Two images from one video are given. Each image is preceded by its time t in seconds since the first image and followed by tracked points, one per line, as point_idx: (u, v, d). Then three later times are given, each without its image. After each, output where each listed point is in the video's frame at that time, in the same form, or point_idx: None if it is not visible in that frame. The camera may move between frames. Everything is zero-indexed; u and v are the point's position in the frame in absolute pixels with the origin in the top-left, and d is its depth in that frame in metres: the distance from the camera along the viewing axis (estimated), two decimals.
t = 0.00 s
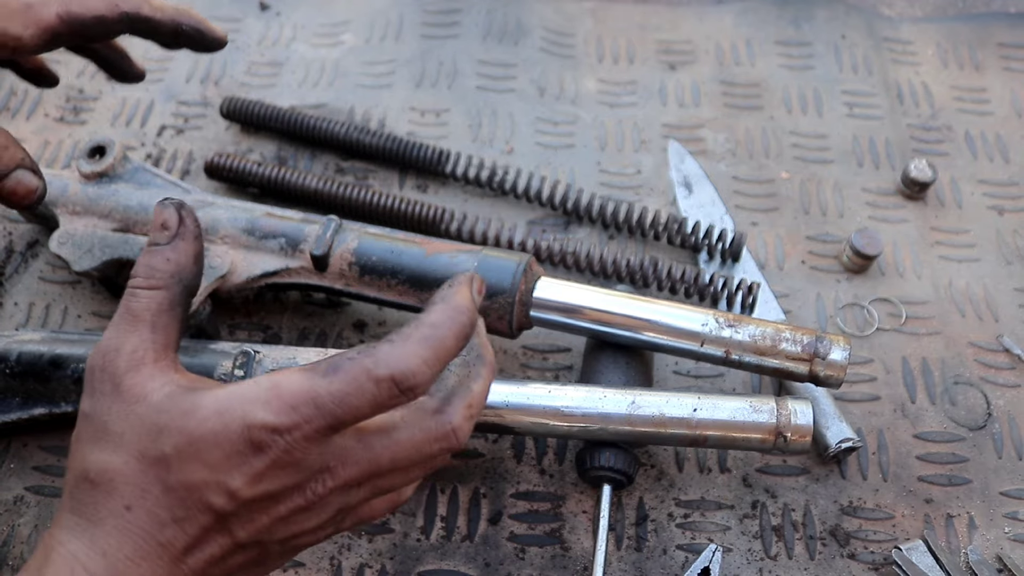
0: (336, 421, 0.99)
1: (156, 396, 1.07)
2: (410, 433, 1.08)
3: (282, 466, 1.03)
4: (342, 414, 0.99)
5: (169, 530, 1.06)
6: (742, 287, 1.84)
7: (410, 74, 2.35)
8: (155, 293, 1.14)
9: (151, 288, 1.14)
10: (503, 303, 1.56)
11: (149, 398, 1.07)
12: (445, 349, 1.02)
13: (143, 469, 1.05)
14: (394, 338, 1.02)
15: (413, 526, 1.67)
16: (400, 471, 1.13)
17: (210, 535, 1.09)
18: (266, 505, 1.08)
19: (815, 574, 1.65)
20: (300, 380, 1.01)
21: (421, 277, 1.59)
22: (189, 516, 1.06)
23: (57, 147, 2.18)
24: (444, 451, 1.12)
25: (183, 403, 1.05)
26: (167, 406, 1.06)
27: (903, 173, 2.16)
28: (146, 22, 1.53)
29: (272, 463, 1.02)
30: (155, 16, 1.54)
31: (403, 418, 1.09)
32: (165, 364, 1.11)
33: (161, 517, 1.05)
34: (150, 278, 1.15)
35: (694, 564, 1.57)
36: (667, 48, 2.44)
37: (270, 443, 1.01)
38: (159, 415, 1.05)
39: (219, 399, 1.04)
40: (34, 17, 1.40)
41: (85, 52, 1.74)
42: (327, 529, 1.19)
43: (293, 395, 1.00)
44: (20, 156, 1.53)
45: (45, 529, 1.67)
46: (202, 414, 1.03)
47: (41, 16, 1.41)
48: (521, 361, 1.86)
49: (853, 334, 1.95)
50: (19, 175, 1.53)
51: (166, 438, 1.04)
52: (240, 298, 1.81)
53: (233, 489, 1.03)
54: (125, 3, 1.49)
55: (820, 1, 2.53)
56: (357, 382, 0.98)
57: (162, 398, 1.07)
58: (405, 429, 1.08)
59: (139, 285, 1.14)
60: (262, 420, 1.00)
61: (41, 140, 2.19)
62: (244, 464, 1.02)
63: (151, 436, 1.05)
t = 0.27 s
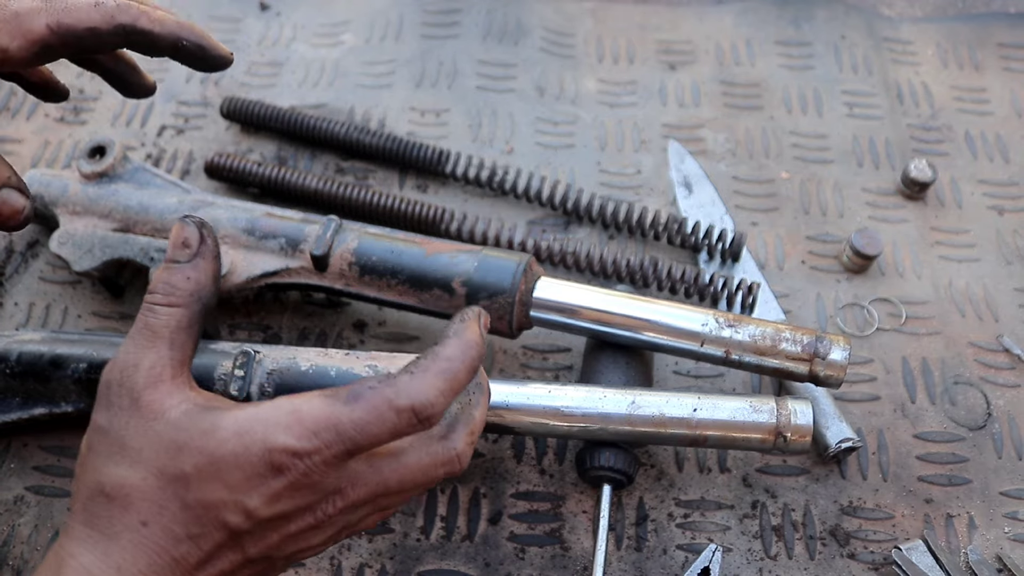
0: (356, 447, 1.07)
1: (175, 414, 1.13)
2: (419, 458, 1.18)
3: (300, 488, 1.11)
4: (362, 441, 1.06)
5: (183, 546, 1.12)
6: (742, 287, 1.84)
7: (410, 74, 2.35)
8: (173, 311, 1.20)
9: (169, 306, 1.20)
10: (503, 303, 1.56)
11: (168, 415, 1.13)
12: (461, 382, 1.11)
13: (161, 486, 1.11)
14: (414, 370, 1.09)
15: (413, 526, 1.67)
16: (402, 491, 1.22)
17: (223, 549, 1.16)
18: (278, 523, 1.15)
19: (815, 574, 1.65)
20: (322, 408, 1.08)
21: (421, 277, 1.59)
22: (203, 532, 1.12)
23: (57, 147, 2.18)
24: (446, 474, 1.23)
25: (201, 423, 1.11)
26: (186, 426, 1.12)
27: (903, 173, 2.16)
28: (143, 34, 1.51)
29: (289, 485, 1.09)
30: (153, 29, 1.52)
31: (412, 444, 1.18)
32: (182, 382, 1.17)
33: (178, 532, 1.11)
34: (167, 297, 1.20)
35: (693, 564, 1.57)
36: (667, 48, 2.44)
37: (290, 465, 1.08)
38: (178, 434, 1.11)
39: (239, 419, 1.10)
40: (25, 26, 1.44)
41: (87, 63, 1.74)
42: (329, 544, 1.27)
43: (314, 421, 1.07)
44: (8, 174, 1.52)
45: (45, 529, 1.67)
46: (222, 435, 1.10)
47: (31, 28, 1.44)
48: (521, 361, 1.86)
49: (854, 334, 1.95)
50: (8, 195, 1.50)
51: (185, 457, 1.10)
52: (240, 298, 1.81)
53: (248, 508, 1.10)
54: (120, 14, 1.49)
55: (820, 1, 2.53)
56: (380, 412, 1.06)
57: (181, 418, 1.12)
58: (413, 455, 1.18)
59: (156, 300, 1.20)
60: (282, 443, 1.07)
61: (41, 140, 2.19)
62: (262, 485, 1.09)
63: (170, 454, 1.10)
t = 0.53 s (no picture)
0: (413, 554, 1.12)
1: (259, 484, 1.07)
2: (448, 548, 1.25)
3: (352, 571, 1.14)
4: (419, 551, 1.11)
5: None
6: (742, 287, 1.84)
7: (410, 74, 2.35)
8: (289, 383, 1.06)
9: (285, 376, 1.06)
10: (503, 303, 1.56)
11: (252, 485, 1.07)
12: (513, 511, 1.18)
13: (230, 552, 1.07)
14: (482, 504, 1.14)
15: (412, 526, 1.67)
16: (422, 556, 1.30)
17: None
18: None
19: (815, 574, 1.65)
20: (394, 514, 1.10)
21: (421, 278, 1.59)
22: None
23: (57, 147, 2.18)
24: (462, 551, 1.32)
25: (282, 501, 1.08)
26: (265, 500, 1.07)
27: (903, 173, 2.16)
28: (138, 42, 1.51)
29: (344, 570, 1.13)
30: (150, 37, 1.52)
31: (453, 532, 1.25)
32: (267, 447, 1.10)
33: None
34: (287, 366, 1.05)
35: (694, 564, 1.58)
36: (667, 48, 2.44)
37: (353, 557, 1.10)
38: (258, 510, 1.06)
39: (320, 506, 1.09)
40: (23, 28, 1.44)
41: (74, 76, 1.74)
42: None
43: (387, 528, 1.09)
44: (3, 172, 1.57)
45: (45, 529, 1.67)
46: (300, 519, 1.08)
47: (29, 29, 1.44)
48: (521, 361, 1.85)
49: (853, 334, 1.95)
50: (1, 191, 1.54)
51: (262, 533, 1.07)
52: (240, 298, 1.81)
53: None
54: (118, 20, 1.49)
55: (820, 1, 2.53)
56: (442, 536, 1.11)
57: (265, 488, 1.07)
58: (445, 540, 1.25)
59: (270, 368, 1.05)
60: (356, 540, 1.09)
61: (41, 140, 2.19)
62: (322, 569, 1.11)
63: (248, 527, 1.06)
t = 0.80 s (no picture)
0: (321, 435, 0.92)
1: (133, 400, 0.97)
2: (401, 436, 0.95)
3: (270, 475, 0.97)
4: (332, 434, 0.92)
5: (147, 548, 0.98)
6: (742, 288, 1.84)
7: (410, 73, 2.35)
8: (146, 289, 1.00)
9: (141, 282, 1.00)
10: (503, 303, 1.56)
11: (124, 401, 0.97)
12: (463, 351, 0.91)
13: (116, 480, 0.96)
14: (394, 346, 0.90)
15: (413, 526, 1.67)
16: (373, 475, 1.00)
17: (197, 550, 1.03)
18: (254, 516, 1.02)
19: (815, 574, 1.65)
20: (283, 397, 0.92)
21: (421, 277, 1.59)
22: (173, 532, 0.98)
23: (56, 147, 2.17)
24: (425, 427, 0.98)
25: (158, 406, 0.96)
26: (141, 410, 0.96)
27: (903, 173, 2.16)
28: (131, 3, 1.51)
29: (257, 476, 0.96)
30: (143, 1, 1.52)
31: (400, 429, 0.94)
32: (149, 365, 1.00)
33: (139, 532, 0.97)
34: (144, 271, 1.00)
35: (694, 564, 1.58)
36: (667, 47, 2.44)
37: (247, 455, 0.94)
38: (133, 422, 0.95)
39: (194, 404, 0.95)
40: None
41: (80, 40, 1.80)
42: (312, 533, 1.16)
43: (279, 409, 0.91)
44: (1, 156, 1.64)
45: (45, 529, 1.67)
46: (176, 423, 0.94)
47: None
48: (521, 361, 1.85)
49: (854, 334, 1.95)
50: None
51: (139, 449, 0.95)
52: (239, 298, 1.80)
53: (215, 501, 0.97)
54: None
55: (820, 1, 2.53)
56: (344, 402, 0.90)
57: (142, 400, 0.97)
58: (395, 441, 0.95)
59: (129, 274, 1.00)
60: (240, 432, 0.92)
61: (41, 140, 2.19)
62: (222, 478, 0.95)
63: (123, 446, 0.95)
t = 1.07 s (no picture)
0: (409, 481, 1.07)
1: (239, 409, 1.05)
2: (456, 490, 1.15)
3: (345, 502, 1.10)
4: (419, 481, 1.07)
5: (215, 545, 1.06)
6: (741, 287, 1.85)
7: (411, 74, 2.35)
8: (265, 305, 1.08)
9: (260, 299, 1.08)
10: (503, 303, 1.57)
11: (230, 411, 1.05)
12: (519, 441, 1.12)
13: (212, 481, 1.03)
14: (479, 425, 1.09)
15: (413, 525, 1.68)
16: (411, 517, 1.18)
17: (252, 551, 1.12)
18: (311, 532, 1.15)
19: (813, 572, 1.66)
20: (389, 439, 1.06)
21: (421, 277, 1.60)
22: (242, 534, 1.07)
23: (59, 148, 2.18)
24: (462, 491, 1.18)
25: (263, 423, 1.05)
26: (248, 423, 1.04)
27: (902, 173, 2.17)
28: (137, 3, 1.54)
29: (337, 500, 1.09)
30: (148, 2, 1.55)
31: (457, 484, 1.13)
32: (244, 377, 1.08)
33: (216, 530, 1.05)
34: (264, 291, 1.08)
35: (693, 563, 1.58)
36: (667, 48, 2.44)
37: (341, 481, 1.06)
38: (239, 432, 1.04)
39: (304, 429, 1.05)
40: None
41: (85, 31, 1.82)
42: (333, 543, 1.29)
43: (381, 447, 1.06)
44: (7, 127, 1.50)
45: (49, 528, 1.68)
46: (285, 441, 1.04)
47: None
48: (521, 361, 1.86)
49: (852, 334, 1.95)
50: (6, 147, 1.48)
51: (247, 457, 1.03)
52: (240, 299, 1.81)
53: (292, 518, 1.09)
54: None
55: (819, 2, 2.54)
56: (439, 457, 1.06)
57: (248, 412, 1.05)
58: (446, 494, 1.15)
59: (252, 291, 1.08)
60: (345, 463, 1.05)
61: (43, 140, 2.20)
62: (310, 498, 1.07)
63: (229, 452, 1.03)
